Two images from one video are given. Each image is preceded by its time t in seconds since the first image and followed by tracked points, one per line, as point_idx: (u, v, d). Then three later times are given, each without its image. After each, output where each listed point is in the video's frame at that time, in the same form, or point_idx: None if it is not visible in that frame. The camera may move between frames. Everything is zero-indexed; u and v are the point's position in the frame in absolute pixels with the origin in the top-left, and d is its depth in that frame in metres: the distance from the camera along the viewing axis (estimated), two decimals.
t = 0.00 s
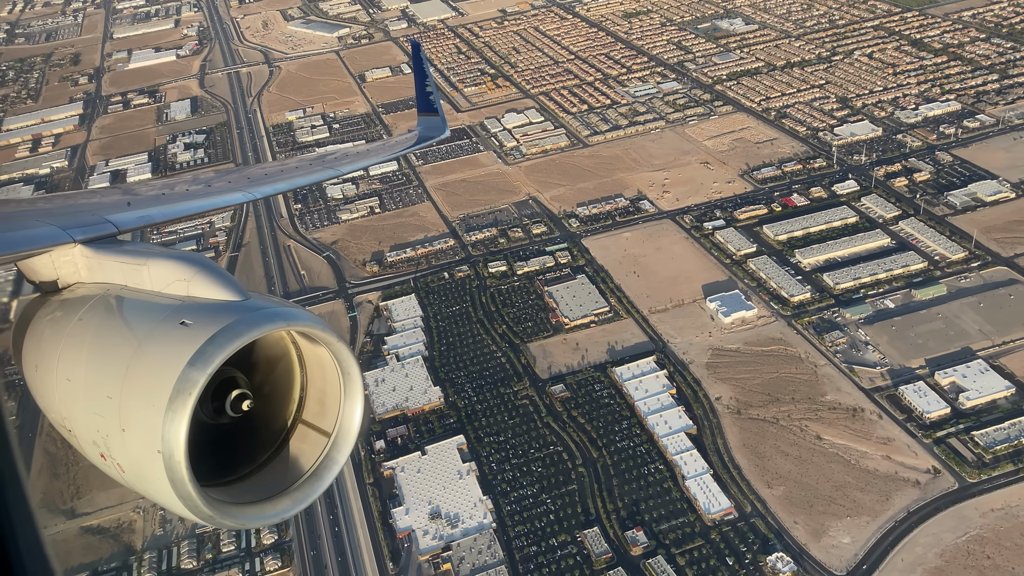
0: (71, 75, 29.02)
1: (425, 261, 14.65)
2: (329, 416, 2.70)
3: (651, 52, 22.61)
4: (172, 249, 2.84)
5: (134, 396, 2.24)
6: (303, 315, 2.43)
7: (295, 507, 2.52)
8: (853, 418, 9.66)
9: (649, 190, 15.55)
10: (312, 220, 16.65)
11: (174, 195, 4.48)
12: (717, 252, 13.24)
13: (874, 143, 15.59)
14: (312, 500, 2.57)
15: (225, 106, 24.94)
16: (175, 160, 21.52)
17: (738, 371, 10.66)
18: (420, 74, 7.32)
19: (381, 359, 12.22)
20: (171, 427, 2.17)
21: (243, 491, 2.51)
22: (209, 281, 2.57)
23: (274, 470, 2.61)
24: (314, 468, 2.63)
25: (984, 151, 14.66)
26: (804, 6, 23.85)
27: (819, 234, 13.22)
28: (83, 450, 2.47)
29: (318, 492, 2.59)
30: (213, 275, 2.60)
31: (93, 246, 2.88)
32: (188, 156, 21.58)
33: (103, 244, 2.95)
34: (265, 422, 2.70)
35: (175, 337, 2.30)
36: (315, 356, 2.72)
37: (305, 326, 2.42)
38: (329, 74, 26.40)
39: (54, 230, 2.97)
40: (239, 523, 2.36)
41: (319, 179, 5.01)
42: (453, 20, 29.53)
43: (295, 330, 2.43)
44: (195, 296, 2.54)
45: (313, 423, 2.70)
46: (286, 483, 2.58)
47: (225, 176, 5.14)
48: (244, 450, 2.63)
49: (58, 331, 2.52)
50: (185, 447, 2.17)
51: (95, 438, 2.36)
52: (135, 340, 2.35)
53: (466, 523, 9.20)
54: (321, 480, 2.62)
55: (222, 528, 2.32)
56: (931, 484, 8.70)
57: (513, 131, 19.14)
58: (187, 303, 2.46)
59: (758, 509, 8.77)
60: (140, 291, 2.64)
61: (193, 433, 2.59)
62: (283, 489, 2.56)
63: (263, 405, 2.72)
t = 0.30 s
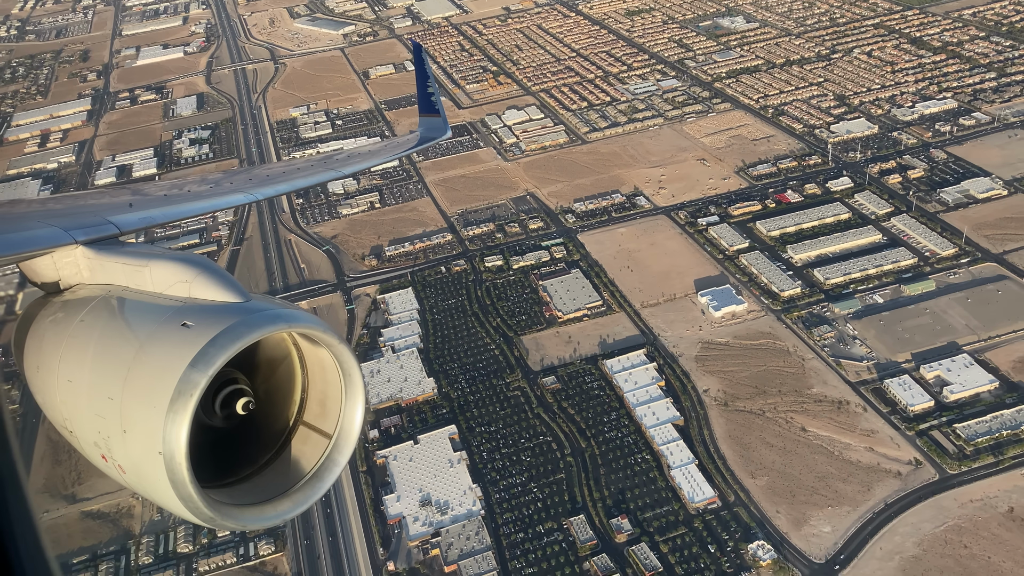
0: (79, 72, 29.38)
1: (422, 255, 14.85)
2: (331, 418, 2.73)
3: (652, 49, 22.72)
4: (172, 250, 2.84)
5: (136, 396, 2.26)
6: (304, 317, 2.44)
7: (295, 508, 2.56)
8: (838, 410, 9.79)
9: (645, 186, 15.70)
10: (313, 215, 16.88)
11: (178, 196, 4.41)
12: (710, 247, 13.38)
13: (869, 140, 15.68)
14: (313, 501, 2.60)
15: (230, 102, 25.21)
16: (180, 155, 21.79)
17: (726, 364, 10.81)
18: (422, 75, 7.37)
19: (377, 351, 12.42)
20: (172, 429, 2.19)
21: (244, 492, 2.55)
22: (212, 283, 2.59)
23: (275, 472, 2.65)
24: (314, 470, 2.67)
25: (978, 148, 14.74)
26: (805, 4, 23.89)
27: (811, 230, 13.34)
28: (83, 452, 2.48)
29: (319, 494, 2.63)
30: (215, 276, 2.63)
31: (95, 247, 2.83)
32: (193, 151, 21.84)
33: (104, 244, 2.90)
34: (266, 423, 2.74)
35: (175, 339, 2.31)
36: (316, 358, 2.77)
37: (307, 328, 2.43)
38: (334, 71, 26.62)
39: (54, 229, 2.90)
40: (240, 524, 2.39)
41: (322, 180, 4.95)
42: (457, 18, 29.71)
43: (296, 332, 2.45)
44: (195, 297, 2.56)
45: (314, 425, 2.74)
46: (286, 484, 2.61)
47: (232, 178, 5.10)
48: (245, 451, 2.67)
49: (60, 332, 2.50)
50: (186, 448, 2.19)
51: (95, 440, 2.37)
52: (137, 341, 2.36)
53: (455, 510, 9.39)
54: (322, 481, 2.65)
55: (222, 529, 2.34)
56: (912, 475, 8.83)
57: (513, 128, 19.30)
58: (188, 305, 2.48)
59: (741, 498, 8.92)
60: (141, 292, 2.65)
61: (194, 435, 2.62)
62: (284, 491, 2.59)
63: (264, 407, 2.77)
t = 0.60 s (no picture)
0: (86, 67, 29.67)
1: (418, 249, 15.03)
2: (330, 420, 2.71)
3: (652, 47, 22.82)
4: (173, 252, 2.85)
5: (135, 397, 2.24)
6: (304, 320, 2.43)
7: (295, 511, 2.54)
8: (822, 404, 9.93)
9: (640, 183, 15.83)
10: (313, 209, 17.08)
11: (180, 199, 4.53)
12: (702, 243, 13.52)
13: (864, 138, 15.78)
14: (312, 504, 2.59)
15: (234, 98, 25.45)
16: (183, 149, 22.02)
17: (714, 357, 10.97)
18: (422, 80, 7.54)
19: (372, 342, 12.62)
20: (170, 431, 2.17)
21: (243, 494, 2.52)
22: (211, 285, 2.58)
23: (275, 474, 2.63)
24: (314, 472, 2.65)
25: (971, 146, 14.82)
26: (806, 3, 23.94)
27: (802, 226, 13.46)
28: (83, 454, 2.47)
29: (319, 496, 2.61)
30: (214, 278, 2.62)
31: (94, 249, 2.87)
32: (196, 146, 22.07)
33: (104, 246, 2.95)
34: (266, 425, 2.72)
35: (174, 341, 2.30)
36: (315, 359, 2.74)
37: (306, 330, 2.41)
38: (337, 67, 26.82)
39: (55, 232, 2.97)
40: (239, 526, 2.38)
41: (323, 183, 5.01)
42: (460, 15, 29.87)
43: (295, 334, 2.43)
44: (196, 300, 2.55)
45: (314, 427, 2.72)
46: (286, 487, 2.60)
47: (239, 178, 5.19)
48: (244, 454, 2.65)
49: (60, 333, 2.51)
50: (185, 451, 2.18)
51: (94, 442, 2.36)
52: (137, 342, 2.35)
53: (444, 497, 9.58)
54: (321, 483, 2.64)
55: (220, 532, 2.33)
56: (892, 467, 8.97)
57: (511, 124, 19.45)
58: (188, 307, 2.47)
59: (724, 488, 9.07)
60: (142, 293, 2.66)
61: (193, 437, 2.60)
62: (283, 493, 2.58)
63: (264, 409, 2.74)
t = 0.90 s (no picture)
0: (93, 62, 29.97)
1: (415, 243, 15.21)
2: (329, 422, 2.74)
3: (652, 45, 22.94)
4: (172, 255, 2.93)
5: (134, 399, 2.30)
6: (303, 322, 2.47)
7: (293, 514, 2.58)
8: (806, 396, 10.07)
9: (635, 179, 15.98)
10: (312, 203, 17.29)
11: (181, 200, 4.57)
12: (694, 239, 13.67)
13: (858, 136, 15.88)
14: (310, 506, 2.62)
15: (238, 93, 25.69)
16: (186, 144, 22.27)
17: (701, 351, 11.13)
18: (422, 83, 7.69)
19: (366, 334, 12.82)
20: (169, 432, 2.22)
21: (241, 496, 2.57)
22: (211, 288, 2.63)
23: (274, 476, 2.67)
24: (313, 475, 2.68)
25: (964, 145, 14.90)
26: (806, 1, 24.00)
27: (793, 223, 13.59)
28: (84, 454, 2.54)
29: (317, 499, 2.65)
30: (213, 281, 2.67)
31: (93, 251, 2.98)
32: (199, 141, 22.30)
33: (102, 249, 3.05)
34: (265, 426, 2.76)
35: (174, 343, 2.36)
36: (314, 363, 2.77)
37: (306, 332, 2.45)
38: (340, 63, 27.02)
39: (54, 234, 3.09)
40: (236, 527, 2.42)
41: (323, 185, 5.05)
42: (463, 12, 30.01)
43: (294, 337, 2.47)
44: (195, 302, 2.61)
45: (312, 430, 2.75)
46: (284, 489, 2.63)
47: (244, 180, 5.24)
48: (243, 456, 2.69)
49: (59, 334, 2.60)
50: (183, 452, 2.22)
51: (94, 443, 2.42)
52: (136, 344, 2.42)
53: (432, 484, 9.77)
54: (319, 486, 2.67)
55: (218, 533, 2.37)
56: (872, 459, 9.12)
57: (510, 120, 19.62)
58: (187, 310, 2.53)
59: (706, 477, 9.23)
60: (140, 295, 2.73)
61: (192, 439, 2.64)
62: (281, 495, 2.61)
63: (263, 412, 2.79)
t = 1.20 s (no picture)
0: (100, 57, 30.26)
1: (412, 237, 15.39)
2: (327, 425, 2.70)
3: (653, 42, 23.04)
4: (171, 256, 2.90)
5: (133, 402, 2.28)
6: (301, 324, 2.44)
7: (292, 517, 2.53)
8: (791, 389, 10.21)
9: (631, 175, 16.12)
10: (312, 197, 17.48)
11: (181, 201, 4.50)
12: (687, 234, 13.80)
13: (853, 134, 15.97)
14: (309, 510, 2.58)
15: (242, 88, 25.91)
16: (190, 138, 22.49)
17: (690, 344, 11.28)
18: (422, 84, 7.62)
19: (362, 325, 13.02)
20: (168, 435, 2.20)
21: (241, 498, 2.53)
22: (210, 290, 2.61)
23: (273, 479, 2.63)
24: (312, 478, 2.64)
25: (958, 143, 14.98)
26: None
27: (786, 219, 13.71)
28: (82, 458, 2.52)
29: (316, 502, 2.60)
30: (212, 283, 2.65)
31: (92, 253, 2.97)
32: (203, 135, 22.53)
33: (103, 250, 3.04)
34: (264, 429, 2.73)
35: (173, 345, 2.34)
36: (313, 366, 2.74)
37: (304, 335, 2.42)
38: (343, 59, 27.22)
39: (53, 235, 3.06)
40: (236, 531, 2.38)
41: (325, 185, 4.97)
42: (466, 9, 30.14)
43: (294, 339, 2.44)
44: (194, 305, 2.58)
45: (311, 432, 2.72)
46: (284, 492, 2.59)
47: (252, 179, 5.20)
48: (241, 459, 2.66)
49: (58, 337, 2.61)
50: (181, 454, 2.20)
51: (93, 446, 2.41)
52: (135, 348, 2.40)
53: (422, 472, 9.95)
54: (318, 489, 2.63)
55: (217, 537, 2.33)
56: (853, 451, 9.25)
57: (509, 117, 19.77)
58: (185, 313, 2.51)
59: (689, 468, 9.39)
60: (138, 297, 2.71)
61: (190, 441, 2.62)
62: (280, 498, 2.57)
63: (261, 415, 2.75)
